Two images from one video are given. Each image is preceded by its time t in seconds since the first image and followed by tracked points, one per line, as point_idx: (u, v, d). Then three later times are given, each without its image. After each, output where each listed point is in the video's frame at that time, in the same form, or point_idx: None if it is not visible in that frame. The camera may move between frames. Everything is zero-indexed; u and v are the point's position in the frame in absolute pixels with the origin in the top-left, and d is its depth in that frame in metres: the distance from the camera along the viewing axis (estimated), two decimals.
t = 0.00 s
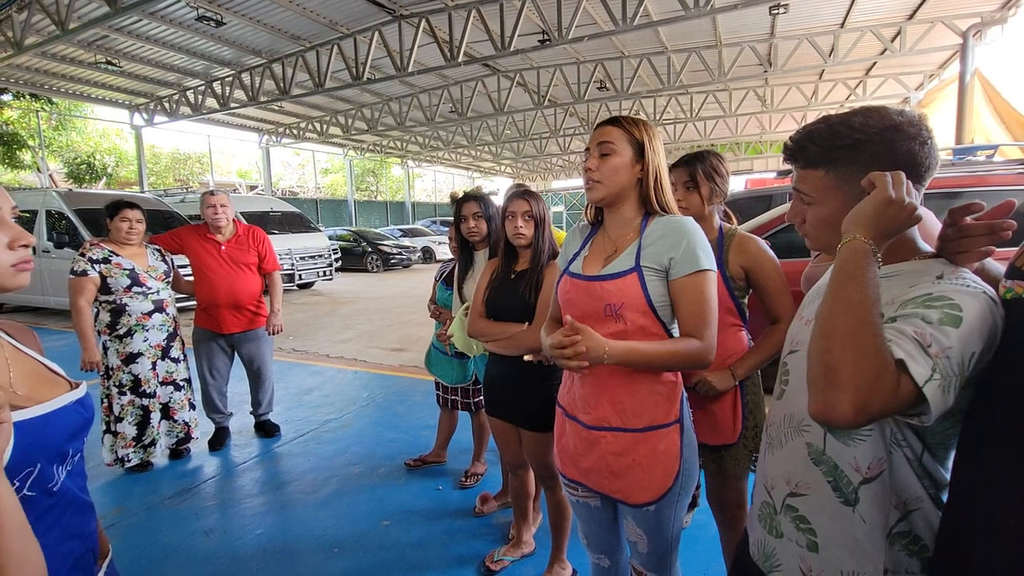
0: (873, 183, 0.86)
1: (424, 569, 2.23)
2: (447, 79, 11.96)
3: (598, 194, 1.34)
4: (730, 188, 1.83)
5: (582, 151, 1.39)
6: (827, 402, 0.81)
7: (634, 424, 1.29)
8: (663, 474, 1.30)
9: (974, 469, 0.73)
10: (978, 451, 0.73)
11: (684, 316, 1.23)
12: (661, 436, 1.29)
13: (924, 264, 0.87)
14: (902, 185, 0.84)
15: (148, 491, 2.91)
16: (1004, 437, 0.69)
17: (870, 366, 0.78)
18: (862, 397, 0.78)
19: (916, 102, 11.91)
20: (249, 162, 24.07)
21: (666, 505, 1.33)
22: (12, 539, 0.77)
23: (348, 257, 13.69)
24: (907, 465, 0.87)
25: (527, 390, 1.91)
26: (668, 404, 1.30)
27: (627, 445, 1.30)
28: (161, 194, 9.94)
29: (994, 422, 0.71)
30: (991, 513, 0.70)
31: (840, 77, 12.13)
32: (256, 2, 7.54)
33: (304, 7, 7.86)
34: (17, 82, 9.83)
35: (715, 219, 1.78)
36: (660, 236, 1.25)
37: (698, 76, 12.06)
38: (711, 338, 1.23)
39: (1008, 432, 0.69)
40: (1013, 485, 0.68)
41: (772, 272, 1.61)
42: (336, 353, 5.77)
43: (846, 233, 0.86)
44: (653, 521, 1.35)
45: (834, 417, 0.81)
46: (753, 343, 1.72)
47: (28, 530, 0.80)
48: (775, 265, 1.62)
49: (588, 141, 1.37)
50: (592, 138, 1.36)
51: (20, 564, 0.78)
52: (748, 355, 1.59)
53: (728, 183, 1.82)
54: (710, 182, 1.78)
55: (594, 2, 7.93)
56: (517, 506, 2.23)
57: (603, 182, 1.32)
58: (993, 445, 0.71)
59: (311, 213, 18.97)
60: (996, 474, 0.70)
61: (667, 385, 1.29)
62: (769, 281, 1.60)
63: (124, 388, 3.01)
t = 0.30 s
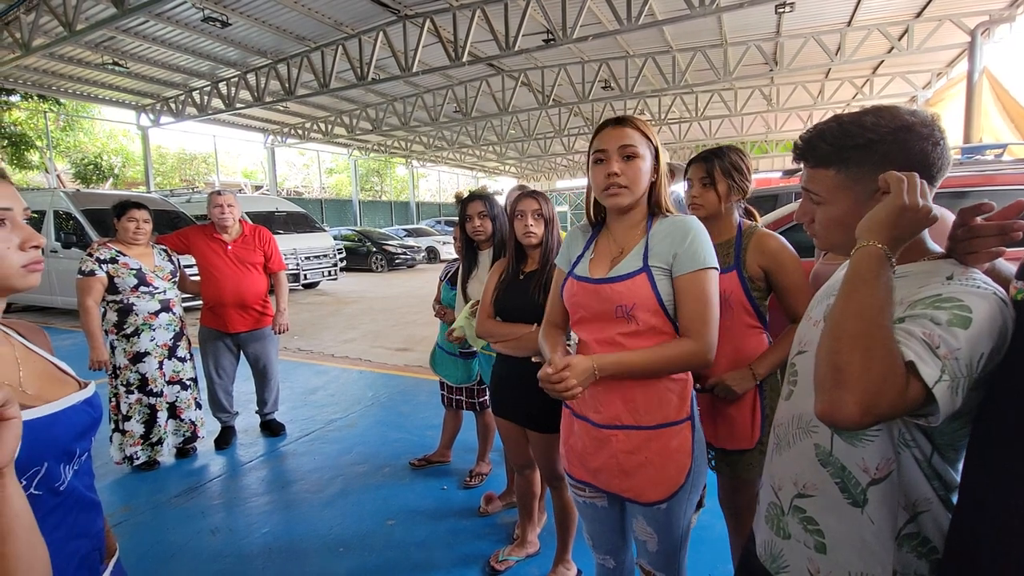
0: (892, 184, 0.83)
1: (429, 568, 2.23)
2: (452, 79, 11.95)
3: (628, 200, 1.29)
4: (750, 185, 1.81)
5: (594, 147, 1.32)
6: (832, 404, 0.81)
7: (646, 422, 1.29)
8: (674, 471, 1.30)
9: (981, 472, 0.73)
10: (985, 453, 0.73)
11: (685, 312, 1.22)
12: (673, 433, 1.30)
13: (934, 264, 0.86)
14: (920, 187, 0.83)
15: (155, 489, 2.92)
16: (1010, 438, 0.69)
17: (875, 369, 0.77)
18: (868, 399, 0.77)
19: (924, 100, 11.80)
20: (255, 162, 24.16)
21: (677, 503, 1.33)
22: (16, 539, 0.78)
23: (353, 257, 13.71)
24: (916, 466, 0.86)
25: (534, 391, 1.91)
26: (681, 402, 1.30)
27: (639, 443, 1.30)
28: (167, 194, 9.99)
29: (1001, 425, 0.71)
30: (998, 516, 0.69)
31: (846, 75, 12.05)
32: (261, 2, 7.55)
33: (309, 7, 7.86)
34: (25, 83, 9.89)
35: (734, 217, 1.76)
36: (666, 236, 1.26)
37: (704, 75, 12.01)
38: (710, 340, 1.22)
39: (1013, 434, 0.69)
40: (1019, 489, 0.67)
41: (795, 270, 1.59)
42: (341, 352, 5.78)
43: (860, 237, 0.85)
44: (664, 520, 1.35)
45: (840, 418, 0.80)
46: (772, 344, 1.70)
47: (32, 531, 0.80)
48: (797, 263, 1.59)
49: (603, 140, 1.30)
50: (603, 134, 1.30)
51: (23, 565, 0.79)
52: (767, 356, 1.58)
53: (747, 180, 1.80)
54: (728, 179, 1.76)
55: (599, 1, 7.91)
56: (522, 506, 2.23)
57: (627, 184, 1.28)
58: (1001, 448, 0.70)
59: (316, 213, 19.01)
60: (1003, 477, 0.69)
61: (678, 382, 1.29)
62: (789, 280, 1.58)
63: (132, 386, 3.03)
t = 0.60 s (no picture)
0: (909, 180, 0.82)
1: (432, 567, 2.23)
2: (454, 79, 11.95)
3: (640, 196, 1.27)
4: (747, 185, 1.81)
5: (610, 139, 1.29)
6: (838, 401, 0.80)
7: (656, 420, 1.29)
8: (684, 469, 1.31)
9: (987, 473, 0.72)
10: (991, 453, 0.73)
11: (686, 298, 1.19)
12: (684, 430, 1.30)
13: (939, 264, 0.86)
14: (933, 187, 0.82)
15: (158, 487, 2.93)
16: (1015, 438, 0.69)
17: (881, 366, 0.77)
18: (874, 395, 0.77)
19: (928, 99, 11.75)
20: (258, 162, 24.21)
21: (686, 501, 1.33)
22: (17, 536, 0.78)
23: (355, 257, 13.72)
24: (920, 464, 0.86)
25: (539, 392, 1.91)
26: (690, 399, 1.31)
27: (649, 442, 1.30)
28: (171, 194, 10.02)
29: (1009, 426, 0.71)
30: (1003, 517, 0.69)
31: (850, 75, 12.02)
32: (265, 2, 7.56)
33: (312, 7, 7.87)
34: (29, 83, 9.92)
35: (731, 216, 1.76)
36: (668, 233, 1.25)
37: (707, 75, 11.98)
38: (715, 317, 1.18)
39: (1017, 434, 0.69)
40: None
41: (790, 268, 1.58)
42: (344, 352, 5.79)
43: (869, 236, 0.85)
44: (674, 517, 1.35)
45: (844, 415, 0.80)
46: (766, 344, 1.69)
47: (34, 529, 0.80)
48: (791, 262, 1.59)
49: (625, 131, 1.26)
50: (623, 126, 1.27)
51: (26, 563, 0.79)
52: (762, 355, 1.57)
53: (744, 180, 1.80)
54: (726, 179, 1.76)
55: (602, 1, 7.89)
56: (526, 505, 2.23)
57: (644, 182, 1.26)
58: (1007, 448, 0.70)
59: (319, 213, 19.05)
60: (1008, 475, 0.69)
61: (685, 380, 1.30)
62: (784, 279, 1.58)
63: (136, 384, 3.04)
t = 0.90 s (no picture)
0: (920, 182, 0.83)
1: (433, 566, 2.23)
2: (456, 79, 11.96)
3: (632, 209, 1.29)
4: (746, 186, 1.81)
5: (602, 152, 1.31)
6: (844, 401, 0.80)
7: (659, 421, 1.29)
8: (687, 470, 1.31)
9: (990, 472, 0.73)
10: (994, 451, 0.73)
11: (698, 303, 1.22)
12: (687, 431, 1.30)
13: (944, 264, 0.86)
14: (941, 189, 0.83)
15: (161, 486, 2.94)
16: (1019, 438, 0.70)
17: (889, 367, 0.77)
18: (883, 395, 0.77)
19: (930, 99, 11.73)
20: (259, 162, 24.23)
21: (689, 501, 1.34)
22: (21, 533, 0.78)
23: (356, 256, 13.73)
24: (923, 462, 0.87)
25: (540, 393, 1.91)
26: (694, 401, 1.31)
27: (653, 443, 1.30)
28: (173, 193, 10.04)
29: (1013, 427, 0.71)
30: (1006, 515, 0.70)
31: (852, 75, 12.01)
32: (266, 2, 7.56)
33: (314, 7, 7.88)
34: (32, 83, 9.94)
35: (730, 216, 1.76)
36: (678, 235, 1.27)
37: (708, 75, 11.97)
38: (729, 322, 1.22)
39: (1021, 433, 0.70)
40: None
41: (787, 268, 1.59)
42: (345, 352, 5.80)
43: (875, 235, 0.85)
44: (677, 517, 1.35)
45: (849, 414, 0.80)
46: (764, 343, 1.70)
47: (38, 526, 0.80)
48: (789, 262, 1.59)
49: (611, 147, 1.28)
50: (612, 139, 1.28)
51: (31, 560, 0.79)
52: (759, 355, 1.56)
53: (743, 181, 1.81)
54: (724, 180, 1.76)
55: (603, 1, 7.90)
56: (526, 504, 2.23)
57: (635, 194, 1.28)
58: (1010, 447, 0.71)
59: (320, 212, 19.07)
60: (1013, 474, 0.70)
61: (689, 381, 1.30)
62: (782, 279, 1.58)
63: (139, 383, 3.05)
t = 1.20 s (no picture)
0: (932, 183, 0.84)
1: (433, 566, 2.24)
2: (456, 79, 11.97)
3: (640, 207, 1.30)
4: (747, 187, 1.82)
5: (608, 151, 1.32)
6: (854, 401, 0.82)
7: (661, 422, 1.30)
8: (689, 471, 1.31)
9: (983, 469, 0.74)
10: (988, 448, 0.74)
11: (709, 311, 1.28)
12: (688, 433, 1.31)
13: (949, 260, 0.87)
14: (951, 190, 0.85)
15: (162, 486, 2.95)
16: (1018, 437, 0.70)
17: (900, 365, 0.77)
18: (897, 393, 0.77)
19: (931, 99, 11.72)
20: (259, 162, 24.26)
21: (690, 503, 1.34)
22: (23, 532, 0.79)
23: (357, 256, 13.74)
24: (927, 461, 0.87)
25: (541, 393, 1.92)
26: (695, 402, 1.32)
27: (653, 444, 1.30)
28: (173, 193, 10.06)
29: (1009, 428, 0.72)
30: (1003, 515, 0.70)
31: (852, 75, 12.01)
32: (266, 2, 7.56)
33: (314, 7, 7.89)
34: (33, 83, 9.95)
35: (731, 217, 1.76)
36: (683, 239, 1.27)
37: (708, 75, 11.97)
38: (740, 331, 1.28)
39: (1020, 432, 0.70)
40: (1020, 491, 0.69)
41: (788, 268, 1.59)
42: (346, 351, 5.81)
43: (884, 234, 0.85)
44: (678, 518, 1.36)
45: (861, 412, 0.82)
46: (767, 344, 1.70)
47: (39, 525, 0.81)
48: (791, 263, 1.60)
49: (619, 144, 1.29)
50: (619, 137, 1.29)
51: (34, 560, 0.80)
52: (763, 354, 1.56)
53: (743, 182, 1.82)
54: (724, 182, 1.77)
55: (603, 1, 7.90)
56: (526, 504, 2.24)
57: (642, 194, 1.29)
58: (1007, 447, 0.72)
59: (320, 212, 19.08)
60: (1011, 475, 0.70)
61: (692, 381, 1.31)
62: (785, 277, 1.58)
63: (139, 383, 3.06)
